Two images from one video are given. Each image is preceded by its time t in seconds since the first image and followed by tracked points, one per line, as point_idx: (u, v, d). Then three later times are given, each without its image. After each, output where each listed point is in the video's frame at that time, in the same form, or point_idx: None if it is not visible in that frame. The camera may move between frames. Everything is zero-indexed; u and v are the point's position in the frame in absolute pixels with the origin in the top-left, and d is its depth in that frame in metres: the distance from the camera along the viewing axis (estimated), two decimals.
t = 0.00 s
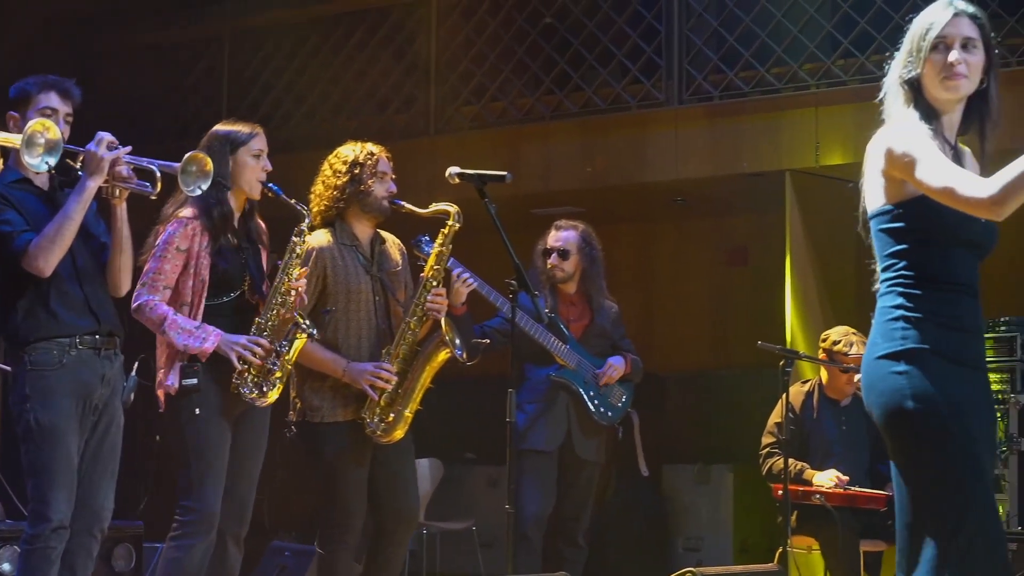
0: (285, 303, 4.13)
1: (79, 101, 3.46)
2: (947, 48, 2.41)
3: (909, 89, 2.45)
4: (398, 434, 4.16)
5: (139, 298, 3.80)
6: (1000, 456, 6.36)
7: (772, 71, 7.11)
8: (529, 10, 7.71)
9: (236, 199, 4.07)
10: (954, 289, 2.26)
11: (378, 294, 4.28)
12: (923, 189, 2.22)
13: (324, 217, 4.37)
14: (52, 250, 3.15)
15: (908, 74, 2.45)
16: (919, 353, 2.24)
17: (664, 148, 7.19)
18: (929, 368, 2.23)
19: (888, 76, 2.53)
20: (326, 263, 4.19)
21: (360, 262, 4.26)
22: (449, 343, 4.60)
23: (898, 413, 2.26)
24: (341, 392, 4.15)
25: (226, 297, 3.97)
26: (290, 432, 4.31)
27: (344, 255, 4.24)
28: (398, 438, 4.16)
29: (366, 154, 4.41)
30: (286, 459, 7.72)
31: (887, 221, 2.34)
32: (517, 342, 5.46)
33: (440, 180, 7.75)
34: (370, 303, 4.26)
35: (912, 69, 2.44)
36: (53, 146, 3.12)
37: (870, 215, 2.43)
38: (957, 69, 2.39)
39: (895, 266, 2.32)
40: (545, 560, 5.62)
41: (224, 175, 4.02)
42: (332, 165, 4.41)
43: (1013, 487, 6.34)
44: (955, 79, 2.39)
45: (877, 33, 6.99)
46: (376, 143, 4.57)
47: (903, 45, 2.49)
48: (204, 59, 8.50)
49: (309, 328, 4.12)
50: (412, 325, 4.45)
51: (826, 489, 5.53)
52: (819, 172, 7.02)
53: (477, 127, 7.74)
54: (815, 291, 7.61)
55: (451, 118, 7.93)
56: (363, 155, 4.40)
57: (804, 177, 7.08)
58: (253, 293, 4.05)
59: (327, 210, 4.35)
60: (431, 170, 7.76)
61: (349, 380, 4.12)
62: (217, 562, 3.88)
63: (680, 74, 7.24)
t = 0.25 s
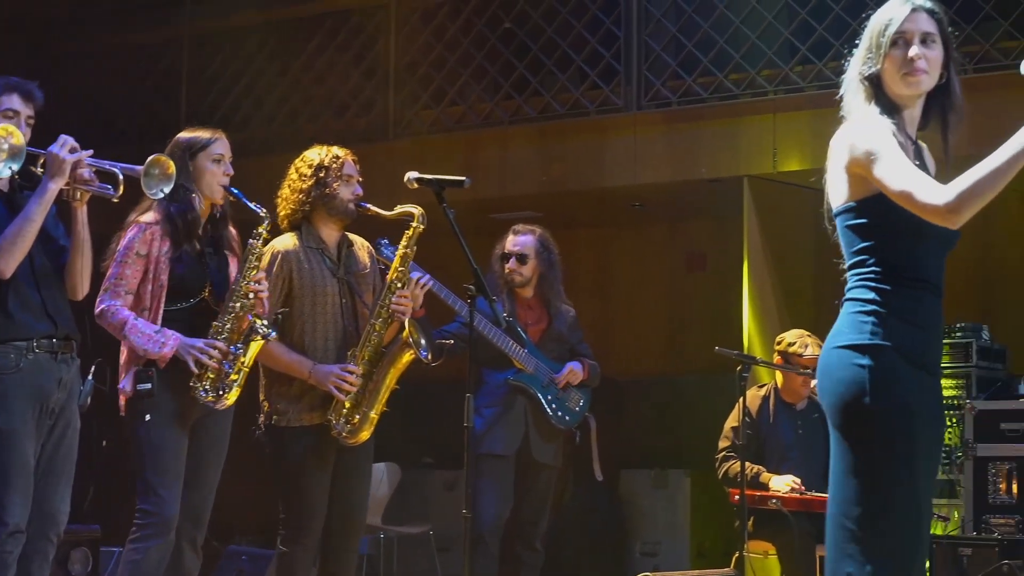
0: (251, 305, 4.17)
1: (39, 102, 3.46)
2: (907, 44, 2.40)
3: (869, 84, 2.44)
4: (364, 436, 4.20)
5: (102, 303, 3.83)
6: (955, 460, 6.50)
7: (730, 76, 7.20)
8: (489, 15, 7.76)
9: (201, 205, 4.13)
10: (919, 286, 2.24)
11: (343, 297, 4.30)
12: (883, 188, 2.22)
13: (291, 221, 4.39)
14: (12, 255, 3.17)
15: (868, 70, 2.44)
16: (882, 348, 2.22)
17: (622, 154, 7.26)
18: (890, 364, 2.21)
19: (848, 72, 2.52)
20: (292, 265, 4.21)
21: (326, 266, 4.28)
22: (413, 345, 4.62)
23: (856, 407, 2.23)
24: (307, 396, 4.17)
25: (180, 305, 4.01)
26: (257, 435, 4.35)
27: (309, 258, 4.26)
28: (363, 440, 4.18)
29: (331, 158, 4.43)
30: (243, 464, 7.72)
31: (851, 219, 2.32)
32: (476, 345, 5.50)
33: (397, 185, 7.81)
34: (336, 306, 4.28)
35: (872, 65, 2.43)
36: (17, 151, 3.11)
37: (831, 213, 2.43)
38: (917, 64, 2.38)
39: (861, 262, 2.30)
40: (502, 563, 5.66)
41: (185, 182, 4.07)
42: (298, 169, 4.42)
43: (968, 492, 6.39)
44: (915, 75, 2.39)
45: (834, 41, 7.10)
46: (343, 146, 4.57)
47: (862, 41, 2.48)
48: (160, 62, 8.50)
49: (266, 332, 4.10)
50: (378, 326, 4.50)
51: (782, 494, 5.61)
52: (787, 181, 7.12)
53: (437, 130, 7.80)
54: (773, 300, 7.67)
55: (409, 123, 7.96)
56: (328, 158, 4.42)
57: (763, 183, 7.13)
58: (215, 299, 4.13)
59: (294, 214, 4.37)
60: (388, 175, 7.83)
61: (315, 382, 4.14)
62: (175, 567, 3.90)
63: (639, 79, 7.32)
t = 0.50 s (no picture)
0: (228, 318, 4.20)
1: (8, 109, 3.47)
2: (870, 54, 2.46)
3: (834, 95, 2.50)
4: (340, 446, 4.26)
5: (66, 312, 3.91)
6: (920, 468, 6.58)
7: (697, 84, 7.25)
8: (457, 22, 7.80)
9: (166, 215, 4.17)
10: (879, 295, 2.30)
11: (320, 310, 4.34)
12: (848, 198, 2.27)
13: (270, 235, 4.43)
14: None
15: (832, 81, 2.50)
16: (844, 360, 2.27)
17: (589, 162, 7.33)
18: (853, 375, 2.26)
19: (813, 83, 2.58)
20: (269, 279, 4.24)
21: (304, 279, 4.32)
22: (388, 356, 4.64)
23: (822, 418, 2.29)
24: (284, 404, 4.20)
25: (141, 315, 4.04)
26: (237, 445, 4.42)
27: (287, 271, 4.29)
28: (340, 449, 4.26)
29: (308, 171, 4.51)
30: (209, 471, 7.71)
31: (812, 230, 2.39)
32: (443, 352, 5.54)
33: (365, 193, 7.84)
34: (312, 318, 4.32)
35: (836, 75, 2.49)
36: None
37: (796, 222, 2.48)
38: (881, 75, 2.44)
39: (822, 274, 2.36)
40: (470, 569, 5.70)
41: (152, 193, 4.12)
42: (276, 185, 4.50)
43: (933, 500, 6.53)
44: (878, 86, 2.44)
45: (799, 49, 7.19)
46: (319, 163, 4.68)
47: (827, 52, 2.54)
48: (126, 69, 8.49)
49: (222, 345, 4.12)
50: (355, 337, 4.59)
51: (748, 501, 5.68)
52: (749, 188, 7.26)
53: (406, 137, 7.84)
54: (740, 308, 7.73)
55: (377, 129, 8.00)
56: (305, 172, 4.51)
57: (728, 190, 7.28)
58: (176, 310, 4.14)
59: (273, 228, 4.42)
60: (356, 183, 7.87)
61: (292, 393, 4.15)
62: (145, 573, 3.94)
63: (606, 86, 7.38)
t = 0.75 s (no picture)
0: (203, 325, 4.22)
1: None
2: (835, 71, 2.51)
3: (797, 110, 2.55)
4: (315, 449, 4.31)
5: (41, 317, 4.01)
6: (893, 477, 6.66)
7: (668, 95, 7.28)
8: (429, 32, 7.83)
9: (137, 220, 4.28)
10: (852, 306, 2.34)
11: (295, 313, 4.34)
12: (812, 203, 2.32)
13: (245, 241, 4.46)
14: None
15: (797, 97, 2.55)
16: (823, 373, 2.31)
17: (561, 172, 7.39)
18: (829, 387, 2.31)
19: (777, 96, 2.62)
20: (242, 284, 4.24)
21: (280, 284, 4.33)
22: (362, 357, 4.70)
23: (797, 431, 2.33)
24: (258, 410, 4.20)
25: (111, 321, 4.18)
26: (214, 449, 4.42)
27: (262, 276, 4.29)
28: (315, 452, 4.30)
29: (282, 176, 4.53)
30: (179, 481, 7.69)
31: (781, 245, 2.44)
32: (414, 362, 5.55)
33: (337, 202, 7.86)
34: (288, 321, 4.32)
35: (800, 90, 2.54)
36: None
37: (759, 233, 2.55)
38: (844, 92, 2.49)
39: (796, 287, 2.40)
40: None
41: (121, 199, 4.24)
42: (250, 190, 4.53)
43: (903, 509, 6.59)
44: (840, 104, 2.50)
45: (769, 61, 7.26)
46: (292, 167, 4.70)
47: (791, 66, 2.58)
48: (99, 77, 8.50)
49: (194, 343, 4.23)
50: (328, 341, 4.66)
51: (719, 511, 5.70)
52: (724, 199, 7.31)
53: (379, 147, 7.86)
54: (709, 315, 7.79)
55: (349, 138, 8.03)
56: (278, 177, 4.53)
57: (700, 204, 7.32)
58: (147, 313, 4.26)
59: (247, 234, 4.44)
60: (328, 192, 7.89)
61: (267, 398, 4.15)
62: None
63: (578, 96, 7.41)
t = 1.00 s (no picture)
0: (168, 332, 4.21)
1: None
2: (813, 72, 2.55)
3: (773, 112, 2.57)
4: (281, 456, 4.29)
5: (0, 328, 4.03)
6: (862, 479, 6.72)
7: (639, 97, 7.33)
8: (398, 36, 7.85)
9: (98, 227, 4.24)
10: (810, 312, 2.39)
11: (262, 321, 4.36)
12: (790, 219, 2.35)
13: (211, 248, 4.47)
14: None
15: (773, 98, 2.57)
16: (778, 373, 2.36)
17: (530, 176, 7.43)
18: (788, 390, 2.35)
19: (746, 98, 2.63)
20: (209, 292, 4.25)
21: (247, 291, 4.36)
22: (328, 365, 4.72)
23: (755, 436, 2.36)
24: (226, 416, 4.21)
25: (73, 330, 4.16)
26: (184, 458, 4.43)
27: (229, 284, 4.31)
28: (281, 461, 4.29)
29: (251, 184, 4.57)
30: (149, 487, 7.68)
31: (742, 250, 2.50)
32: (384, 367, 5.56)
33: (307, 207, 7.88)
34: (254, 329, 4.34)
35: (778, 92, 2.56)
36: None
37: (733, 236, 2.54)
38: (823, 93, 2.54)
39: (754, 291, 2.45)
40: None
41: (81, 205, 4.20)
42: (219, 197, 4.55)
43: (872, 510, 6.66)
44: (820, 104, 2.54)
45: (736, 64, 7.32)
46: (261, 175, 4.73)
47: (762, 68, 2.60)
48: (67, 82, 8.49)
49: (153, 353, 4.23)
50: (294, 349, 4.69)
51: (687, 512, 5.75)
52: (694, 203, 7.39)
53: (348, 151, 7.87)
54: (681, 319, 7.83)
55: (318, 143, 8.04)
56: (247, 184, 4.57)
57: (669, 202, 7.39)
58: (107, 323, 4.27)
59: (213, 240, 4.45)
60: (298, 196, 7.90)
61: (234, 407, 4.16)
62: None
63: (547, 100, 7.46)
